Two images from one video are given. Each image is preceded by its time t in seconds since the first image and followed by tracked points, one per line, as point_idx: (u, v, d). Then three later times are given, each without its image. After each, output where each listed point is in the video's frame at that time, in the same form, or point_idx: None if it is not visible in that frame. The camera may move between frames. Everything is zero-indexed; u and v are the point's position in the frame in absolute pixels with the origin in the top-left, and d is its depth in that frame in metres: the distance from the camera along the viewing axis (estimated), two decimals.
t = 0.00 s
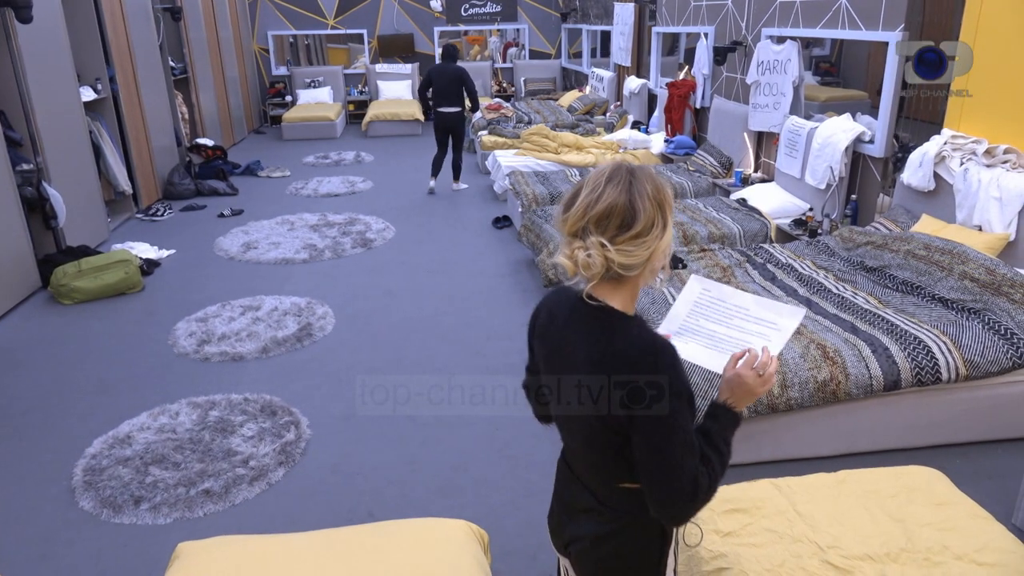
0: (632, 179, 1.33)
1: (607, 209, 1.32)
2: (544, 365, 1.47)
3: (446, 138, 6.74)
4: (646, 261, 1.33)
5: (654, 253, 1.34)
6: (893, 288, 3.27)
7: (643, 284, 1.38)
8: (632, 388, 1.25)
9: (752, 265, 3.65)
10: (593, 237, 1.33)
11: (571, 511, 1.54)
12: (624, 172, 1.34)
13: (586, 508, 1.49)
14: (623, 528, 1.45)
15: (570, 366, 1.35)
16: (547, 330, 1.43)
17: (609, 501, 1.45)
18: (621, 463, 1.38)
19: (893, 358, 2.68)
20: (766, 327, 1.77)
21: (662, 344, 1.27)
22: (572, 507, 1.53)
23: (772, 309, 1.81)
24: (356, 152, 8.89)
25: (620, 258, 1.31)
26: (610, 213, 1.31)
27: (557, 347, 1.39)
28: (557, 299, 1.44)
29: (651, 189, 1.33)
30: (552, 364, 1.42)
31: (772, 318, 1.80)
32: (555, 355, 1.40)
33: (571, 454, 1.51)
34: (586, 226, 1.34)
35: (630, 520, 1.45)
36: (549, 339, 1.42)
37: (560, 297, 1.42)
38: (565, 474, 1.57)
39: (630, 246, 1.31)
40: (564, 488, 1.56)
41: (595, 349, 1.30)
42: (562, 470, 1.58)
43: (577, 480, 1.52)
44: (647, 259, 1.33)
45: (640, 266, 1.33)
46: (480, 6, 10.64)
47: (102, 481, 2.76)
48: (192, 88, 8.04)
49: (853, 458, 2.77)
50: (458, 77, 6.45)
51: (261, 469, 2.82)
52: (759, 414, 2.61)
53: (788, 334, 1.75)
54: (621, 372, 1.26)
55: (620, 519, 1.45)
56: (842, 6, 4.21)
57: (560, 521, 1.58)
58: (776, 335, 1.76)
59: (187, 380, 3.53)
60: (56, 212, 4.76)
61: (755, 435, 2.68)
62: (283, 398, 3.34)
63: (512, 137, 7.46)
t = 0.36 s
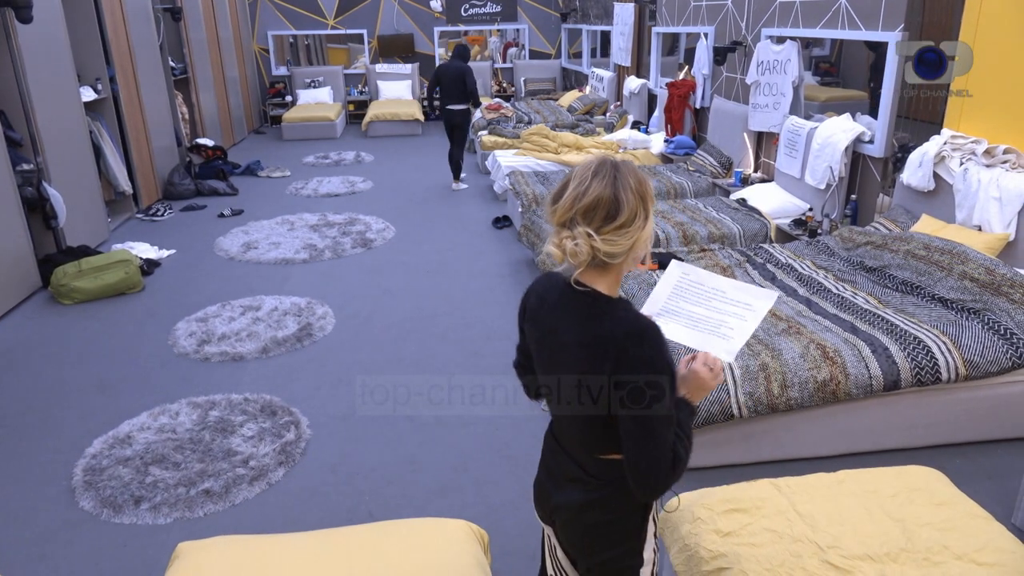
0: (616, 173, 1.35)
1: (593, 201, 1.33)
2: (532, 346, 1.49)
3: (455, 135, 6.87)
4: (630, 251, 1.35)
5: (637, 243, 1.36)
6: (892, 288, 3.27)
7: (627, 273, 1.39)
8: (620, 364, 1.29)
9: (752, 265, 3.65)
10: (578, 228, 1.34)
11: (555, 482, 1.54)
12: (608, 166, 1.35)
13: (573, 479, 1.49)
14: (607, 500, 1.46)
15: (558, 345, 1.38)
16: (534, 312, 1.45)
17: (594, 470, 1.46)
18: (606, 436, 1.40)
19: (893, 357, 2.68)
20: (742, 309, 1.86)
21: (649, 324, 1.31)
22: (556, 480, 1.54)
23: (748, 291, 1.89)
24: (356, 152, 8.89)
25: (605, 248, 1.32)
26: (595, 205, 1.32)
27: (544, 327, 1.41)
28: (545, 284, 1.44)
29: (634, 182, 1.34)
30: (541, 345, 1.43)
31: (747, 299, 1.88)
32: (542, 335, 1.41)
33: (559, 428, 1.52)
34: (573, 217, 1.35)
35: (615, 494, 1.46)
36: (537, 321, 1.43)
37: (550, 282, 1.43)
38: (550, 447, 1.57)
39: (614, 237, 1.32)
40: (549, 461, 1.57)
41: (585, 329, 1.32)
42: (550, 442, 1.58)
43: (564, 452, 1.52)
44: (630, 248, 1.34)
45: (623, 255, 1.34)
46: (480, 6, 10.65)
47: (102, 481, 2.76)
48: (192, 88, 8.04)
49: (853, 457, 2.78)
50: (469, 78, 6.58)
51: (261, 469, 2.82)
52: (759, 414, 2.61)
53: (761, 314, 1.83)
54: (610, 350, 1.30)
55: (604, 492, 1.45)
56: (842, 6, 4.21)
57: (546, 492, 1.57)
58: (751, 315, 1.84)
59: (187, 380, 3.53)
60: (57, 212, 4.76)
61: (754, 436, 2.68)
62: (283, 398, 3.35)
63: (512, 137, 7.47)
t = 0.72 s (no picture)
0: (599, 166, 1.35)
1: (575, 193, 1.33)
2: (521, 337, 1.49)
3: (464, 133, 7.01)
4: (611, 243, 1.34)
5: (620, 236, 1.35)
6: (892, 288, 3.27)
7: (610, 266, 1.39)
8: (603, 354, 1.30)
9: (752, 265, 3.64)
10: (561, 219, 1.34)
11: (544, 467, 1.54)
12: (592, 160, 1.36)
13: (562, 466, 1.49)
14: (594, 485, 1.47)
15: (544, 334, 1.38)
16: (523, 303, 1.45)
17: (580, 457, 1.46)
18: (590, 425, 1.41)
19: (893, 357, 2.68)
20: (727, 301, 1.94)
21: (632, 316, 1.32)
22: (544, 466, 1.54)
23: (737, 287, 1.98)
24: (356, 152, 8.89)
25: (587, 239, 1.32)
26: (577, 196, 1.33)
27: (531, 316, 1.41)
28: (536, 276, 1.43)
29: (616, 177, 1.34)
30: (529, 336, 1.43)
31: (731, 293, 1.97)
32: (530, 323, 1.42)
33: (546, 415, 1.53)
34: (556, 208, 1.35)
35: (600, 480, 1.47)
36: (526, 312, 1.43)
37: (539, 275, 1.42)
38: (538, 433, 1.58)
39: (596, 228, 1.32)
40: (537, 448, 1.57)
41: (570, 319, 1.32)
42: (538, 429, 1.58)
43: (552, 439, 1.53)
44: (611, 241, 1.34)
45: (605, 247, 1.34)
46: (480, 6, 10.64)
47: (102, 481, 2.76)
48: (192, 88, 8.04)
49: (853, 457, 2.77)
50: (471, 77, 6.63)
51: (261, 469, 2.82)
52: (759, 414, 2.61)
53: (745, 307, 1.91)
54: (593, 340, 1.30)
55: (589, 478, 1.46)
56: (842, 6, 4.21)
57: (535, 478, 1.58)
58: (735, 307, 1.93)
59: (186, 381, 3.53)
60: (57, 212, 4.76)
61: (754, 436, 2.68)
62: (283, 398, 3.35)
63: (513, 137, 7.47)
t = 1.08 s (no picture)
0: (590, 165, 1.35)
1: (563, 191, 1.34)
2: (517, 335, 1.50)
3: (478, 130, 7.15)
4: (598, 243, 1.34)
5: (607, 236, 1.35)
6: (892, 288, 3.27)
7: (602, 265, 1.39)
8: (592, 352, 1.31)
9: (752, 265, 3.64)
10: (548, 216, 1.35)
11: (541, 469, 1.56)
12: (584, 158, 1.36)
13: (558, 466, 1.51)
14: (589, 484, 1.48)
15: (536, 332, 1.39)
16: (518, 300, 1.46)
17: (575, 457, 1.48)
18: (583, 424, 1.42)
19: (893, 357, 2.68)
20: (726, 300, 1.97)
21: (621, 313, 1.33)
22: (541, 467, 1.55)
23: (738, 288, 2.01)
24: (356, 152, 8.89)
25: (572, 238, 1.32)
26: (564, 195, 1.33)
27: (525, 314, 1.42)
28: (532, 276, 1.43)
29: (607, 176, 1.34)
30: (524, 334, 1.44)
31: (732, 293, 1.99)
32: (524, 322, 1.43)
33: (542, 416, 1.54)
34: (545, 206, 1.36)
35: (596, 479, 1.48)
36: (521, 311, 1.44)
37: (535, 274, 1.43)
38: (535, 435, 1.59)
39: (582, 227, 1.33)
40: (535, 449, 1.58)
41: (561, 317, 1.33)
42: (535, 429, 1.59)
43: (548, 440, 1.54)
44: (596, 241, 1.34)
45: (592, 247, 1.34)
46: (480, 6, 10.64)
47: (102, 481, 2.76)
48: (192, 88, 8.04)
49: (853, 458, 2.77)
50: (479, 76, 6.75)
51: (261, 469, 2.82)
52: (759, 414, 2.61)
53: (743, 306, 1.94)
54: (583, 337, 1.31)
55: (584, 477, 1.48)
56: (842, 6, 4.21)
57: (533, 480, 1.59)
58: (733, 306, 1.95)
59: (186, 381, 3.53)
60: (56, 212, 4.76)
61: (754, 436, 2.68)
62: (283, 398, 3.35)
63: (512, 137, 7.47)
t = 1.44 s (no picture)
0: (597, 167, 1.35)
1: (569, 193, 1.35)
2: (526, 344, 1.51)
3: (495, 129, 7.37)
4: (604, 248, 1.35)
5: (614, 241, 1.35)
6: (892, 288, 3.27)
7: (610, 270, 1.40)
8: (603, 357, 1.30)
9: (752, 265, 3.64)
10: (554, 219, 1.37)
11: (557, 484, 1.56)
12: (592, 161, 1.36)
13: (573, 481, 1.51)
14: (608, 500, 1.47)
15: (546, 340, 1.39)
16: (525, 308, 1.47)
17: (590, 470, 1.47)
18: (597, 435, 1.42)
19: (893, 357, 2.68)
20: (742, 300, 1.81)
21: (632, 315, 1.32)
22: (557, 482, 1.56)
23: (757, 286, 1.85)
24: (356, 152, 8.89)
25: (577, 241, 1.33)
26: (570, 197, 1.34)
27: (533, 321, 1.43)
28: (538, 281, 1.46)
29: (614, 179, 1.34)
30: (533, 343, 1.45)
31: (748, 291, 1.84)
32: (532, 330, 1.44)
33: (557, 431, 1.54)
34: (552, 208, 1.38)
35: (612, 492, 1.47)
36: (529, 318, 1.45)
37: (542, 279, 1.45)
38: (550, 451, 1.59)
39: (587, 231, 1.33)
40: (550, 463, 1.59)
41: (571, 322, 1.34)
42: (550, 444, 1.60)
43: (562, 454, 1.54)
44: (601, 244, 1.34)
45: (598, 252, 1.35)
46: (480, 6, 10.64)
47: (101, 481, 2.76)
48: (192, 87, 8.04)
49: (853, 458, 2.77)
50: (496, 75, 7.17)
51: (261, 470, 2.82)
52: (759, 414, 2.61)
53: (761, 305, 1.78)
54: (594, 342, 1.31)
55: (599, 491, 1.47)
56: (842, 6, 4.21)
57: (550, 497, 1.59)
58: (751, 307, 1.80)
59: (186, 381, 3.53)
60: (56, 212, 4.76)
61: (754, 436, 2.69)
62: (283, 398, 3.34)
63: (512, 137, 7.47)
